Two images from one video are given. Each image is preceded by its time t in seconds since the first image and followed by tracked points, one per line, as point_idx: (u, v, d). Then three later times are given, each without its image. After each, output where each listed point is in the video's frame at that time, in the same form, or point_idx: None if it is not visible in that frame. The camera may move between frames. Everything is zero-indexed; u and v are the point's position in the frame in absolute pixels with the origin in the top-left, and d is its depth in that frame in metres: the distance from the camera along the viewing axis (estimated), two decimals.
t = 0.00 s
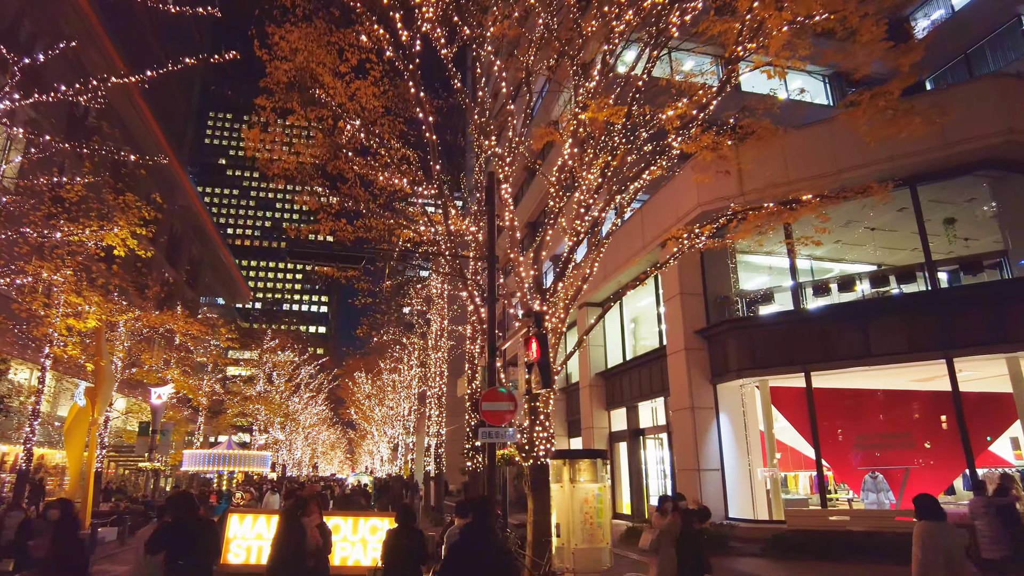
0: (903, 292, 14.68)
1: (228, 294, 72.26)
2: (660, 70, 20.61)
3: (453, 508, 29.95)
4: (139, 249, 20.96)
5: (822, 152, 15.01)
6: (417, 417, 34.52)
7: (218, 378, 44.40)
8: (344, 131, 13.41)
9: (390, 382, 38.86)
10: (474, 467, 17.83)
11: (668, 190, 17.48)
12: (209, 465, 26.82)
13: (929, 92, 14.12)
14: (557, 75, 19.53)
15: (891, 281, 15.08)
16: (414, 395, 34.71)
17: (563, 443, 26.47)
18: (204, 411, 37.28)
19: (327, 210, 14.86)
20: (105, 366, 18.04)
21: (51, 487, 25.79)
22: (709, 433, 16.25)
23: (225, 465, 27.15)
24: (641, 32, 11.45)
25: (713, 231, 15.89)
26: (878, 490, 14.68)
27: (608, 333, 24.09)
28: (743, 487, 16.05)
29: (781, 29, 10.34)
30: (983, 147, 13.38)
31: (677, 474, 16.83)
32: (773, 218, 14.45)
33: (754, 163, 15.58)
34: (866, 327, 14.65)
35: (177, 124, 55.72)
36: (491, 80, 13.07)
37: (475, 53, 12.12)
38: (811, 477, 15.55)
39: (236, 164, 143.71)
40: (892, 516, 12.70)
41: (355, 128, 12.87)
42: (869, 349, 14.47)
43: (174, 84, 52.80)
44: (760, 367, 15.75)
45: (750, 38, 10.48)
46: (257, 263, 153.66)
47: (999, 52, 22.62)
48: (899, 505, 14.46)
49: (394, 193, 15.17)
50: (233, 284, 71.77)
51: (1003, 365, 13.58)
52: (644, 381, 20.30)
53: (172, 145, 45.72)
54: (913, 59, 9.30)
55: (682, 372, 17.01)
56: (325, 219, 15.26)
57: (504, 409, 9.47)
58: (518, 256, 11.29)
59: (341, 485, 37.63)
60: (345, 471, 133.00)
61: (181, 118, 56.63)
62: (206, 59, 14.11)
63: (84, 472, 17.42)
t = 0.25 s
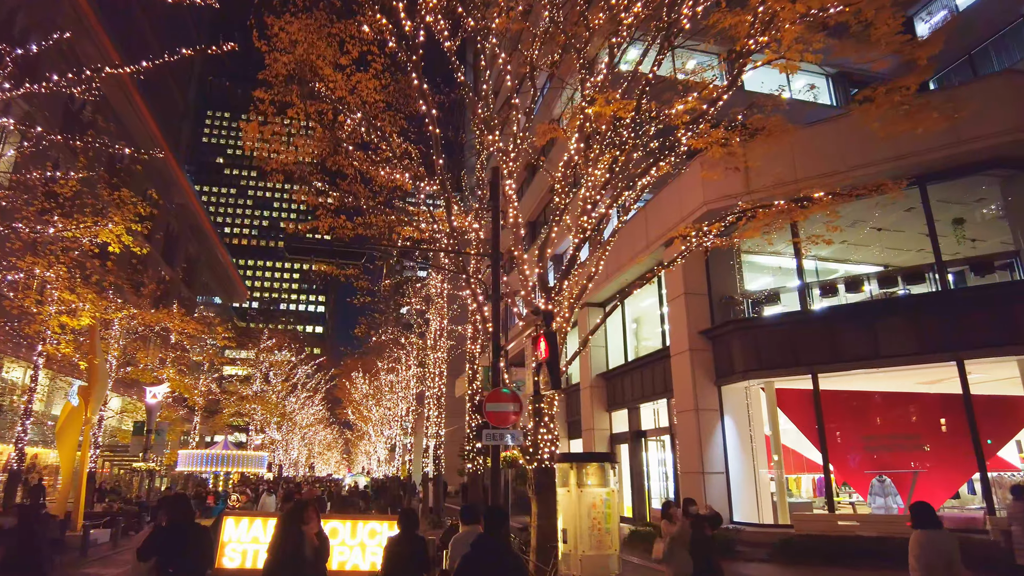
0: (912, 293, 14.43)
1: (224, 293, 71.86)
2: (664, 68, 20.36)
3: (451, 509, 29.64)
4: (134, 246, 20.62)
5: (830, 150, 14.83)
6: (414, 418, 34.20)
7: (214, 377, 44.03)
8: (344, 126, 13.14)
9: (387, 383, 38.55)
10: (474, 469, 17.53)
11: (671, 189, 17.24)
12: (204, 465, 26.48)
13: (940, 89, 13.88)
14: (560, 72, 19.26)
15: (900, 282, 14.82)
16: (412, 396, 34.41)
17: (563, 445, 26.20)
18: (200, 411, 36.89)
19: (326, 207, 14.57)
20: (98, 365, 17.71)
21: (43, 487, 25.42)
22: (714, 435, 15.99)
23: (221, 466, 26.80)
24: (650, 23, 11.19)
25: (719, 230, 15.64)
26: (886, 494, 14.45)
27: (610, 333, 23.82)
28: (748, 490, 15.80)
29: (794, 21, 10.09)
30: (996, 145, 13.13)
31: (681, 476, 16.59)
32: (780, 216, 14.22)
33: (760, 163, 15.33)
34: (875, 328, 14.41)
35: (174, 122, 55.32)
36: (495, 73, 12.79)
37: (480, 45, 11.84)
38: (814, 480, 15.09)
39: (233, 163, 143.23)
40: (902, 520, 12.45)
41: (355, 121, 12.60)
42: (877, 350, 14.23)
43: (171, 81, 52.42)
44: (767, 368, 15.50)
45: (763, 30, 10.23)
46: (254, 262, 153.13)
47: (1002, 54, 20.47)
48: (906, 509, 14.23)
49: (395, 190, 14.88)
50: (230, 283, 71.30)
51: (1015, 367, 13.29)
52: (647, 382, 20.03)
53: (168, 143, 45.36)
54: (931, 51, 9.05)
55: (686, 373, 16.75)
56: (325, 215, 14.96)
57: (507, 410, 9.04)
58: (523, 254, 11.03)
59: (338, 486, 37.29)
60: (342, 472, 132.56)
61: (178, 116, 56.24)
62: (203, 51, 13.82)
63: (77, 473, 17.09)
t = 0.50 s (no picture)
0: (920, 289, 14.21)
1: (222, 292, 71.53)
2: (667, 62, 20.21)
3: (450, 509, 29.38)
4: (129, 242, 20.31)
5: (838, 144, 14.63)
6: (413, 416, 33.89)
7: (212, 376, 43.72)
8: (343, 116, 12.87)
9: (386, 381, 38.25)
10: (474, 468, 17.27)
11: (675, 183, 16.96)
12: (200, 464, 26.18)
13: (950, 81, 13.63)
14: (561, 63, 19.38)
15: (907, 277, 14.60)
16: (410, 394, 34.15)
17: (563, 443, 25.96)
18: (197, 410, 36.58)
19: (324, 200, 14.30)
20: (92, 363, 17.41)
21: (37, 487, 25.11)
22: (718, 433, 15.76)
23: (217, 465, 26.50)
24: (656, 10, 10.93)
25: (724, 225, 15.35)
26: (892, 492, 14.29)
27: (611, 331, 23.57)
28: (752, 489, 15.60)
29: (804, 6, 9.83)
30: (1006, 138, 12.86)
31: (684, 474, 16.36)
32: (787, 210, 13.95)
33: (765, 156, 15.07)
34: (882, 324, 14.17)
35: (171, 118, 54.91)
36: (497, 63, 12.52)
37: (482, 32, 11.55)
38: (817, 479, 15.04)
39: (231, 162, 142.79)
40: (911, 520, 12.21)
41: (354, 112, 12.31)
42: (884, 347, 14.00)
43: (168, 78, 52.04)
44: (772, 365, 15.26)
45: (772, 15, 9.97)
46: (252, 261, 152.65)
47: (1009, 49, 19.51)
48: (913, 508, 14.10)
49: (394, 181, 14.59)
50: (227, 281, 70.83)
51: None
52: (649, 379, 19.79)
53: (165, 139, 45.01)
54: (946, 37, 8.79)
55: (690, 370, 16.51)
56: (323, 209, 14.69)
57: (508, 407, 8.88)
58: (525, 247, 10.77)
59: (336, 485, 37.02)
60: (340, 471, 132.23)
61: (176, 113, 55.88)
62: (199, 40, 13.54)
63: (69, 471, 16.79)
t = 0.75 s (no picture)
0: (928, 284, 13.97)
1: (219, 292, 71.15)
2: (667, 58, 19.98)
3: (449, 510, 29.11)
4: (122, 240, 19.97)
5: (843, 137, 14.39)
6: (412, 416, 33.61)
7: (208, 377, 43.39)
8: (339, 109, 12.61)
9: (384, 381, 37.98)
10: (474, 468, 16.98)
11: (676, 179, 16.71)
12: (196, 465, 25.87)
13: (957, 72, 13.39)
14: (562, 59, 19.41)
15: (914, 273, 14.36)
16: (409, 394, 33.89)
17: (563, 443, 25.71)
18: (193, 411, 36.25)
19: (320, 195, 14.03)
20: (85, 362, 17.04)
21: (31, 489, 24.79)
22: (722, 431, 15.52)
23: (214, 466, 26.17)
24: None
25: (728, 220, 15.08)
26: (900, 492, 14.00)
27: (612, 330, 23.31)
28: (757, 488, 15.36)
29: None
30: (1015, 130, 12.61)
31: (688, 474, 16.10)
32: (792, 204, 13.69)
33: (768, 150, 14.82)
34: (889, 320, 13.93)
35: (167, 117, 54.55)
36: (497, 54, 12.25)
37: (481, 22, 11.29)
38: (821, 477, 14.74)
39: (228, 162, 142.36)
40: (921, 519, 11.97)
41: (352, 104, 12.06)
42: (892, 343, 13.76)
43: (164, 76, 51.69)
44: (777, 362, 15.01)
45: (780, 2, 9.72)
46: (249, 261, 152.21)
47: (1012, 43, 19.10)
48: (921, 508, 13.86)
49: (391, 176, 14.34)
50: (224, 282, 70.40)
51: None
52: (651, 378, 19.53)
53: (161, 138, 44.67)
54: (961, 24, 8.54)
55: (693, 368, 16.27)
56: (319, 205, 14.40)
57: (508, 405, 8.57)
58: (526, 242, 10.51)
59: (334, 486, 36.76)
60: (337, 472, 131.87)
61: (172, 112, 55.50)
62: (192, 31, 13.26)
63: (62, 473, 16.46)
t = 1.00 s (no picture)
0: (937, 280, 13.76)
1: (218, 293, 70.95)
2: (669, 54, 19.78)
3: (450, 510, 28.87)
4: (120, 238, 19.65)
5: (852, 129, 14.14)
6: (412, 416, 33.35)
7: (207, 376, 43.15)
8: (339, 103, 12.41)
9: (384, 381, 37.72)
10: (476, 468, 16.75)
11: (681, 175, 16.49)
12: (194, 466, 25.60)
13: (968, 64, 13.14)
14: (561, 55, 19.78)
15: (923, 269, 14.15)
16: (409, 394, 33.67)
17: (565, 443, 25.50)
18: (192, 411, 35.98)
19: (319, 190, 13.80)
20: (81, 361, 16.74)
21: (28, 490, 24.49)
22: (727, 430, 15.31)
23: (212, 466, 25.92)
24: None
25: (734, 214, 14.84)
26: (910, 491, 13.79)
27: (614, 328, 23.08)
28: (763, 488, 15.14)
29: None
30: None
31: (693, 474, 15.88)
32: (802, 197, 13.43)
33: (774, 145, 14.62)
34: (899, 318, 13.67)
35: (166, 116, 54.32)
36: (501, 46, 12.01)
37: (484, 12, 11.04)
38: (825, 477, 14.82)
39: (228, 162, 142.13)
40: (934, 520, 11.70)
41: (351, 96, 11.82)
42: (901, 341, 13.51)
43: (162, 76, 51.47)
44: (783, 360, 14.78)
45: None
46: (248, 262, 151.94)
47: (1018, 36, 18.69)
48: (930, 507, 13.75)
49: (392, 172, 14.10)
50: (223, 281, 70.11)
51: None
52: (654, 376, 19.29)
53: (160, 137, 44.39)
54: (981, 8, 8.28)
55: (698, 365, 16.04)
56: (318, 201, 14.17)
57: (514, 402, 8.28)
58: (530, 236, 10.28)
59: (334, 487, 36.51)
60: (337, 473, 131.75)
61: (170, 111, 55.25)
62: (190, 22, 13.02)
63: (57, 473, 16.21)
